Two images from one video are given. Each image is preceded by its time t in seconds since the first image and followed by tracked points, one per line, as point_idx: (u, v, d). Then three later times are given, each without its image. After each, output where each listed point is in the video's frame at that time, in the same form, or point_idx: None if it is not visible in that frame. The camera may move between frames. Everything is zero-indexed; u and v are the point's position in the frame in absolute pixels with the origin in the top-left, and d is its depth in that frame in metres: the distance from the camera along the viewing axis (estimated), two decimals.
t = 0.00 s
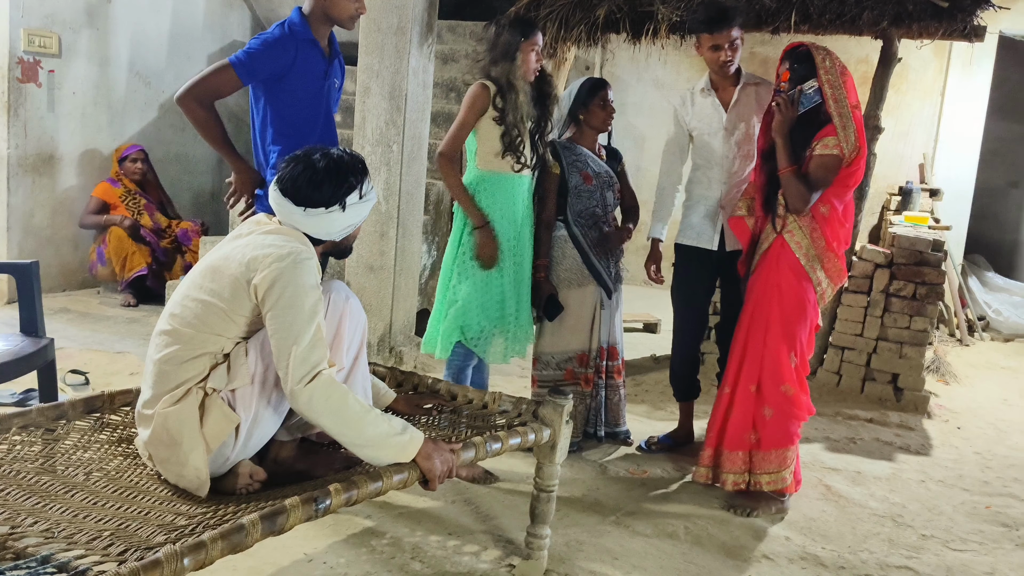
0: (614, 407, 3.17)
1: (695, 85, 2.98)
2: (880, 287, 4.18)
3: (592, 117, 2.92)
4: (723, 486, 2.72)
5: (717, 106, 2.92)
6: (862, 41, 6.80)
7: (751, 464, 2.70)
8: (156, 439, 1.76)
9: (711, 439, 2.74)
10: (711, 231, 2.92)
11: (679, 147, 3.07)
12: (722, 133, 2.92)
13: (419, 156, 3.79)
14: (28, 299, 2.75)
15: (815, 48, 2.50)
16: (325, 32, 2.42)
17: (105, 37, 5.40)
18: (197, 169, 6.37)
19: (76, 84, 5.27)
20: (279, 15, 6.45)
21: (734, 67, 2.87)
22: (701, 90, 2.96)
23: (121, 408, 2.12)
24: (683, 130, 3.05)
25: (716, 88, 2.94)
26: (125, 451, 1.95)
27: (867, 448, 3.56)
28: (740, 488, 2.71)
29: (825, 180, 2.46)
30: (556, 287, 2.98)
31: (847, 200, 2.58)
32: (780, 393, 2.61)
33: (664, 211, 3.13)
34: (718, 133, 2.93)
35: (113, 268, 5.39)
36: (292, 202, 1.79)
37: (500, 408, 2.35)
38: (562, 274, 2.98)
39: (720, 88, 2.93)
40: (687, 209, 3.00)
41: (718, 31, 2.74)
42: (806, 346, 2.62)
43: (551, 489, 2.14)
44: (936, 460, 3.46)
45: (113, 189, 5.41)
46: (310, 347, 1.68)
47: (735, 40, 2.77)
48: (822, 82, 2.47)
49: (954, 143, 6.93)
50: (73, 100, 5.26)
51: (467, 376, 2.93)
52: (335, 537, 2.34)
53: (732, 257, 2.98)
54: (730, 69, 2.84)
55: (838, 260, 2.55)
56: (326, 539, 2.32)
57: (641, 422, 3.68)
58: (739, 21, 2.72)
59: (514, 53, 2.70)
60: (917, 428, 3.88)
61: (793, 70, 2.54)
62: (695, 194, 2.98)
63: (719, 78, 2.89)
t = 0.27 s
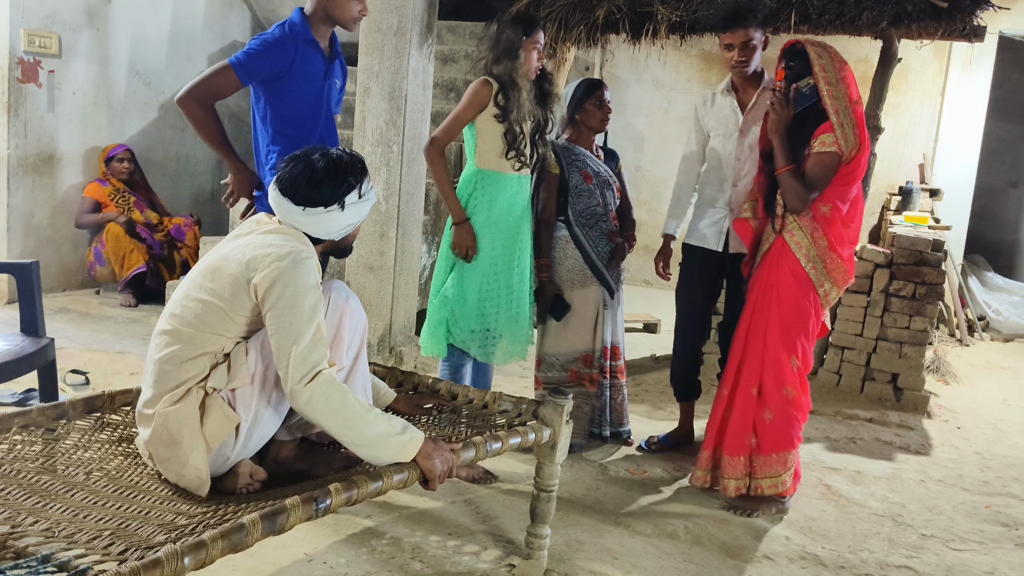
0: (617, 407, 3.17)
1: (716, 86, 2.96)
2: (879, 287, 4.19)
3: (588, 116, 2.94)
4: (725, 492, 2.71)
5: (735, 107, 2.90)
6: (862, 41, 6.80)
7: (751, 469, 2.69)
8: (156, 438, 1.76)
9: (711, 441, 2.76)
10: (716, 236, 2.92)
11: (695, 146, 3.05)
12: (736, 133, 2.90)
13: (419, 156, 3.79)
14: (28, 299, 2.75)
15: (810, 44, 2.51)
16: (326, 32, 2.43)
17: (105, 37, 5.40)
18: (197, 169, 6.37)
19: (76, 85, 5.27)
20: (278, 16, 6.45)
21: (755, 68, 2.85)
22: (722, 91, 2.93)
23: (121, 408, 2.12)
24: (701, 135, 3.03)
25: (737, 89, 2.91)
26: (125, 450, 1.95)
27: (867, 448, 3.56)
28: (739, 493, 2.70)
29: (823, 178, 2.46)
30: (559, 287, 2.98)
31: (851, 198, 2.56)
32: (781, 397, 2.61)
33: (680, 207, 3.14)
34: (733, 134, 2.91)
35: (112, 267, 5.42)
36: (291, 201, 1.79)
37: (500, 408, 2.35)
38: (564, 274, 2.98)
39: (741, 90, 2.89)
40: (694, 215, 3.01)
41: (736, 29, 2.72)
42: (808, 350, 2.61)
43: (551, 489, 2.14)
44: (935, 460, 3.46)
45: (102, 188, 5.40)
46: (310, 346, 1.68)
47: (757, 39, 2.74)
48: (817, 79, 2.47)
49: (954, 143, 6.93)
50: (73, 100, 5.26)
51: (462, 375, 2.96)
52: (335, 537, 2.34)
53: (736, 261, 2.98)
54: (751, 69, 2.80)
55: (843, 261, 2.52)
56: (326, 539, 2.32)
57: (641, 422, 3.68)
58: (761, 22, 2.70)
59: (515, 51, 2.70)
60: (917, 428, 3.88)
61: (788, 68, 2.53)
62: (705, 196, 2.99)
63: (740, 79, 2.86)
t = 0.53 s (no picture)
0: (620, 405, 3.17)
1: (735, 84, 2.94)
2: (881, 287, 4.19)
3: (586, 115, 2.94)
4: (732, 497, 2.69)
5: (749, 107, 2.87)
6: (863, 40, 6.80)
7: (758, 473, 2.68)
8: (158, 436, 1.76)
9: (716, 446, 2.73)
10: (717, 233, 2.93)
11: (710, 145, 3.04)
12: (748, 134, 2.88)
13: (420, 155, 3.79)
14: (30, 298, 2.75)
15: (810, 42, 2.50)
16: (328, 31, 2.43)
17: (106, 37, 5.41)
18: (198, 169, 6.37)
19: (78, 84, 5.27)
20: (280, 15, 6.45)
21: (776, 68, 2.78)
22: (740, 89, 2.91)
23: (124, 406, 2.13)
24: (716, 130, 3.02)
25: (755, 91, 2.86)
26: (127, 449, 1.95)
27: (868, 447, 3.56)
28: (746, 500, 2.67)
29: (829, 177, 2.45)
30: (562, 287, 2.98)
31: (863, 195, 2.51)
32: (790, 401, 2.59)
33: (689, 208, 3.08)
34: (746, 136, 2.89)
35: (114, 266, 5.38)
36: (291, 199, 1.80)
37: (501, 407, 2.35)
38: (565, 275, 2.99)
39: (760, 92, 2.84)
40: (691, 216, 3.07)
41: (758, 26, 2.70)
42: (818, 355, 2.60)
43: (552, 488, 2.14)
44: (937, 459, 3.46)
45: (103, 188, 5.38)
46: (312, 345, 1.68)
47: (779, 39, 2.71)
48: (822, 74, 2.45)
49: (955, 142, 6.93)
50: (74, 99, 5.26)
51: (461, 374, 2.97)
52: (336, 536, 2.34)
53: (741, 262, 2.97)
54: (772, 67, 2.75)
55: (855, 263, 2.50)
56: (328, 537, 2.32)
57: (642, 421, 3.68)
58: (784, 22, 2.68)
59: (517, 49, 2.68)
60: (918, 427, 3.88)
61: (792, 65, 2.54)
62: (710, 196, 2.98)
63: (759, 80, 2.80)
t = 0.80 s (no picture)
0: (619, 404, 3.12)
1: (743, 82, 2.93)
2: (883, 286, 4.18)
3: (590, 114, 2.91)
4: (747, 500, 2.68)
5: (756, 107, 2.87)
6: (865, 39, 6.79)
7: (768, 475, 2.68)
8: (160, 435, 1.76)
9: (720, 447, 2.71)
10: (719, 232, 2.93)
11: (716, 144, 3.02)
12: (753, 131, 2.86)
13: (422, 154, 3.79)
14: (32, 297, 2.76)
15: (836, 42, 2.48)
16: (331, 30, 2.44)
17: (108, 36, 5.41)
18: (200, 168, 6.37)
19: (80, 83, 5.28)
20: (281, 14, 6.45)
21: (786, 68, 2.78)
22: (748, 87, 2.91)
23: (126, 405, 2.13)
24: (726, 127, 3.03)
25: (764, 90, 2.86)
26: (129, 448, 1.96)
27: (870, 446, 3.56)
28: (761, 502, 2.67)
29: (854, 178, 2.43)
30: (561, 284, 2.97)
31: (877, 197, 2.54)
32: (797, 402, 2.60)
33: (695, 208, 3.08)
34: (751, 135, 2.87)
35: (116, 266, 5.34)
36: (292, 197, 1.80)
37: (502, 406, 2.35)
38: (567, 273, 2.96)
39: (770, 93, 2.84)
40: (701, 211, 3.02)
41: (770, 24, 2.72)
42: (827, 358, 2.61)
43: (553, 487, 2.15)
44: (939, 458, 3.46)
45: (107, 185, 5.41)
46: (314, 343, 1.68)
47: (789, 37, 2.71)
48: (848, 77, 2.45)
49: (958, 142, 6.91)
50: (77, 98, 5.27)
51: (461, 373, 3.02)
52: (338, 535, 2.34)
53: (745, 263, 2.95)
54: (782, 66, 2.74)
55: (867, 264, 2.53)
56: (330, 536, 2.33)
57: (644, 420, 3.68)
58: (796, 22, 2.70)
59: (515, 48, 2.71)
60: (920, 426, 3.88)
61: (816, 64, 2.51)
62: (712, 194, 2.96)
63: (769, 79, 2.80)
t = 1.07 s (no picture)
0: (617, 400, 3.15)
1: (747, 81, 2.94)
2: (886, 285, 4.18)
3: (594, 114, 2.92)
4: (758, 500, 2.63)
5: (759, 106, 2.87)
6: (868, 38, 6.78)
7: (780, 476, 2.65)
8: (162, 435, 1.76)
9: (733, 446, 2.69)
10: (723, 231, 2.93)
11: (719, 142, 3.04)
12: (755, 131, 2.88)
13: (424, 154, 3.79)
14: (34, 297, 2.76)
15: (847, 42, 2.47)
16: (335, 28, 2.44)
17: (110, 36, 5.41)
18: (202, 168, 6.38)
19: (82, 83, 5.28)
20: (283, 14, 6.45)
21: (788, 69, 2.78)
22: (751, 87, 2.92)
23: (128, 404, 2.13)
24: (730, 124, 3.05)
25: (767, 88, 2.87)
26: (131, 447, 1.96)
27: (872, 446, 3.55)
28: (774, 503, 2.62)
29: (872, 175, 2.42)
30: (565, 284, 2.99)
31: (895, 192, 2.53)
32: (812, 402, 2.58)
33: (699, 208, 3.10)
34: (753, 134, 2.89)
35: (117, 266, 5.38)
36: (293, 196, 1.79)
37: (504, 405, 2.34)
38: (572, 272, 2.97)
39: (773, 91, 2.84)
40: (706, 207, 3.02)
41: (773, 23, 2.70)
42: (844, 357, 2.58)
43: (555, 487, 2.14)
44: (942, 458, 3.45)
45: (114, 187, 5.43)
46: (315, 343, 1.68)
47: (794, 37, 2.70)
48: (859, 77, 2.43)
49: (961, 141, 6.90)
50: (79, 98, 5.27)
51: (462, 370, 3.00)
52: (341, 534, 2.34)
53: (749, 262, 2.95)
54: (784, 66, 2.74)
55: (888, 259, 2.50)
56: (332, 536, 2.33)
57: (647, 420, 3.68)
58: (800, 22, 2.69)
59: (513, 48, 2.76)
60: (923, 426, 3.87)
61: (825, 67, 2.48)
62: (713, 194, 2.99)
63: (771, 79, 2.80)
